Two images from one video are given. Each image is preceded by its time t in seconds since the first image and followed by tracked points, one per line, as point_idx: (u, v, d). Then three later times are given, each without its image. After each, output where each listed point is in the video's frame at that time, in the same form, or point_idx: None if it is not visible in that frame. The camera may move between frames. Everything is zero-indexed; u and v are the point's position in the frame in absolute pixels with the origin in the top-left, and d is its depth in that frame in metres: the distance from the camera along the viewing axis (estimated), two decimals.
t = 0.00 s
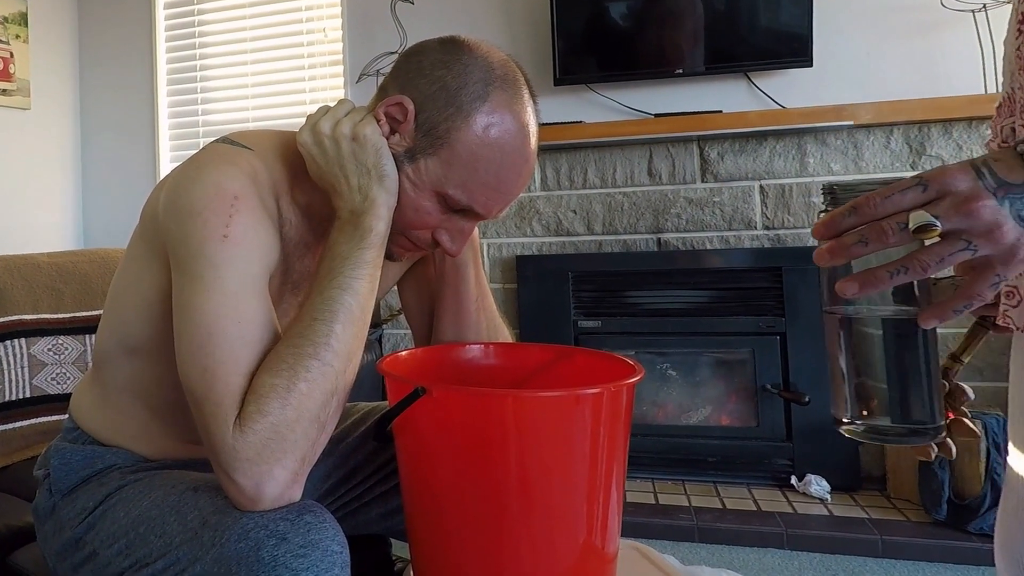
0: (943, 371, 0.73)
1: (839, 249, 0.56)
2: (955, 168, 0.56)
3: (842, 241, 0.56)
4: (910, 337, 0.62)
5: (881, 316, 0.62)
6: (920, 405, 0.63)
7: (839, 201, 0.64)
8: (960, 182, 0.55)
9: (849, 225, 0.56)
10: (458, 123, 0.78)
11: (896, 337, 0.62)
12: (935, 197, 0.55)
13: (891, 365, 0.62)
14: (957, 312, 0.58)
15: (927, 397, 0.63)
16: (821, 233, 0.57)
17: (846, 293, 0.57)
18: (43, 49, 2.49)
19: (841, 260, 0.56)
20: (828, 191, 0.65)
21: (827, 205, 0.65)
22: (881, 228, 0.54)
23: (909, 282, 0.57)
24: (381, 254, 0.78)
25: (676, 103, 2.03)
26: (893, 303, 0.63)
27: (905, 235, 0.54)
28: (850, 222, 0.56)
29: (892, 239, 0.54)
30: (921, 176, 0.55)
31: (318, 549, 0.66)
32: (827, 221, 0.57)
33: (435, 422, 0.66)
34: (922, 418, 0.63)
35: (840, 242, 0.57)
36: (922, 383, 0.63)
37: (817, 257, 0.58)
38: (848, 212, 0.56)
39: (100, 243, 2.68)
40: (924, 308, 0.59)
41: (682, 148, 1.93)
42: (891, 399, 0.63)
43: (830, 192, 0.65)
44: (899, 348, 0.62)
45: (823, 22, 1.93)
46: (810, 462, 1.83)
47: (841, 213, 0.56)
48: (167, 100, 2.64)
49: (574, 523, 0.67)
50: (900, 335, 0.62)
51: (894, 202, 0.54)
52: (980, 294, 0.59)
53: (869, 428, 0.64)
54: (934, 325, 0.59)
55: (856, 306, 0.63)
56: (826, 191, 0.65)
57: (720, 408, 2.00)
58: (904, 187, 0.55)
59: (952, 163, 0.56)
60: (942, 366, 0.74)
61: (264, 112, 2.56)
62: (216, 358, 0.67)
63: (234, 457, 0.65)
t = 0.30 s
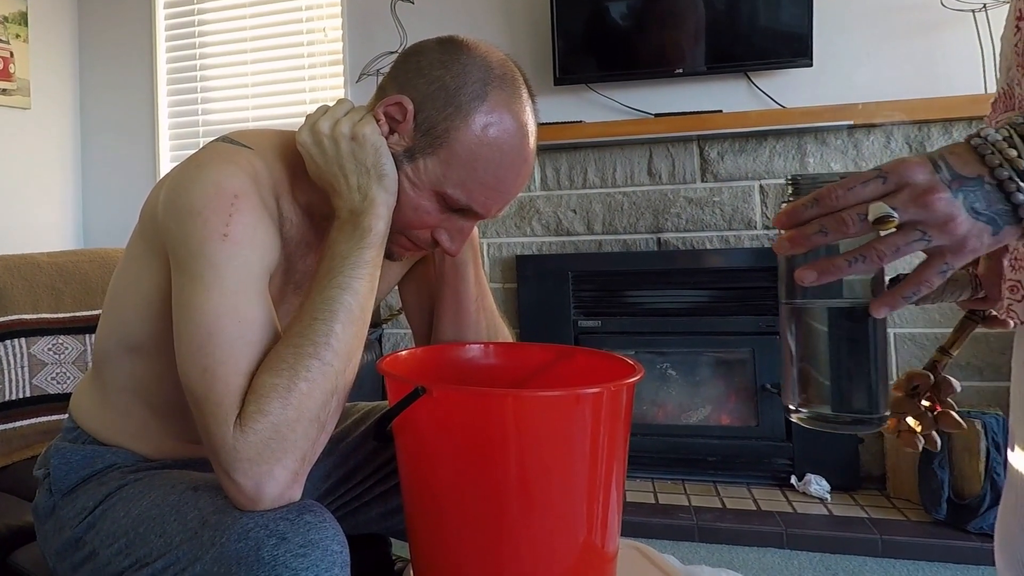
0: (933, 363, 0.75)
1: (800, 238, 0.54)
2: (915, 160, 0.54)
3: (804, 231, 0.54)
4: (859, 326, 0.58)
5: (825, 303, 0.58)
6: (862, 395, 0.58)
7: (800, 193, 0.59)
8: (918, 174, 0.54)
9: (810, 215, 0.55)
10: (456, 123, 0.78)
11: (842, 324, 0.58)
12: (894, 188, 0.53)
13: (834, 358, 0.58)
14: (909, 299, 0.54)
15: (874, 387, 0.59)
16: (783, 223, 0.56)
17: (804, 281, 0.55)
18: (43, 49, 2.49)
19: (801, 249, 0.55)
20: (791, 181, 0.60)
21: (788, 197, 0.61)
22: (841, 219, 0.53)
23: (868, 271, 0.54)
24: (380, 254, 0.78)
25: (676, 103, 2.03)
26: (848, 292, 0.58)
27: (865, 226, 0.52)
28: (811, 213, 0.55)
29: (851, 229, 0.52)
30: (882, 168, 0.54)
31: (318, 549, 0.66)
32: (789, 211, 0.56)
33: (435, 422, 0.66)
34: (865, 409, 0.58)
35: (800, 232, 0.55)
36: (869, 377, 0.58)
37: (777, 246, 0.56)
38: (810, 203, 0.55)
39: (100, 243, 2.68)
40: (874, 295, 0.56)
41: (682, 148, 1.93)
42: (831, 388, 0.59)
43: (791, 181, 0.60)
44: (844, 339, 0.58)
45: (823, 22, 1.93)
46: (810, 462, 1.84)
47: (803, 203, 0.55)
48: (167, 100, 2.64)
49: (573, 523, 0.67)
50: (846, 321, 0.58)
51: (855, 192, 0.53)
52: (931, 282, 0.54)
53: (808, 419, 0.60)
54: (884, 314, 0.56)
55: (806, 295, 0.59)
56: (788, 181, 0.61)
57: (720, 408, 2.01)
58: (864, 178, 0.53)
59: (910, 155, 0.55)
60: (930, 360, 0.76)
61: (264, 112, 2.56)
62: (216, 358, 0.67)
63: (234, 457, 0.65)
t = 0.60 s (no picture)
0: (931, 364, 0.80)
1: (762, 218, 0.58)
2: (873, 142, 0.58)
3: (766, 210, 0.58)
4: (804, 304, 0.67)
5: (776, 283, 0.67)
6: (803, 365, 0.69)
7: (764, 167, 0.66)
8: (876, 156, 0.57)
9: (773, 195, 0.58)
10: (456, 122, 0.78)
11: (789, 303, 0.68)
12: (854, 168, 0.57)
13: (782, 332, 0.68)
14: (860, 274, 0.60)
15: (814, 358, 0.69)
16: (747, 202, 0.60)
17: (765, 258, 0.60)
18: (42, 47, 2.49)
19: (762, 228, 0.59)
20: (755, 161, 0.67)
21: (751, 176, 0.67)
22: (803, 199, 0.57)
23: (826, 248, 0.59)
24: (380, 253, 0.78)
25: (676, 103, 2.03)
26: (799, 271, 0.67)
27: (824, 207, 0.56)
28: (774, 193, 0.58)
29: (811, 210, 0.57)
30: (842, 149, 0.57)
31: (317, 548, 0.66)
32: (752, 190, 0.59)
33: (435, 420, 0.66)
34: (805, 376, 0.69)
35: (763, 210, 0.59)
36: (811, 352, 0.69)
37: (740, 225, 0.60)
38: (773, 183, 0.58)
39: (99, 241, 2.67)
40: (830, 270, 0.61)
41: (682, 148, 1.93)
42: (778, 358, 0.69)
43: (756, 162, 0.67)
44: (792, 317, 0.68)
45: (823, 22, 1.93)
46: (809, 462, 1.84)
47: (766, 183, 0.59)
48: (167, 99, 2.64)
49: (572, 523, 0.67)
50: (792, 301, 0.68)
51: (816, 174, 0.56)
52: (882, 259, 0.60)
53: (755, 384, 0.71)
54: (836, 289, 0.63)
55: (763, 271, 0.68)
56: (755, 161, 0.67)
57: (719, 407, 2.01)
58: (825, 160, 0.56)
59: (869, 137, 0.58)
60: (928, 361, 0.80)
61: (263, 111, 2.56)
62: (216, 356, 0.67)
63: (234, 456, 0.65)
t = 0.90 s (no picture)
0: (920, 358, 0.80)
1: (724, 211, 0.61)
2: (831, 138, 0.59)
3: (729, 204, 0.61)
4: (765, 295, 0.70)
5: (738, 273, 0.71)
6: (764, 356, 0.71)
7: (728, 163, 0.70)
8: (834, 152, 0.58)
9: (735, 189, 0.61)
10: (457, 121, 0.78)
11: (750, 294, 0.71)
12: (811, 164, 0.58)
13: (744, 321, 0.71)
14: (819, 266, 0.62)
15: (775, 350, 0.71)
16: (711, 195, 0.62)
17: (728, 249, 0.62)
18: (42, 46, 2.48)
19: (725, 221, 0.61)
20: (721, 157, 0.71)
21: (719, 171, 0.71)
22: (762, 193, 0.59)
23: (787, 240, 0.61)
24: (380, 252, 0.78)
25: (676, 102, 2.03)
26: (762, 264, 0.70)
27: (783, 200, 0.58)
28: (736, 186, 0.61)
29: (770, 203, 0.59)
30: (802, 145, 0.59)
31: (316, 546, 0.66)
32: (716, 184, 0.62)
33: (435, 419, 0.66)
34: (767, 368, 0.71)
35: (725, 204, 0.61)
36: (772, 343, 0.71)
37: (704, 217, 0.63)
38: (735, 177, 0.61)
39: (99, 239, 2.67)
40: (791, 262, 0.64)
41: (681, 146, 1.93)
42: (740, 348, 0.72)
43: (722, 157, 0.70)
44: (755, 308, 0.70)
45: (823, 21, 1.93)
46: (808, 460, 1.84)
47: (729, 177, 0.61)
48: (166, 97, 2.64)
49: (571, 522, 0.67)
50: (754, 292, 0.71)
51: (775, 169, 0.59)
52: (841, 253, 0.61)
53: (720, 374, 0.73)
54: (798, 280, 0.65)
55: (728, 264, 0.71)
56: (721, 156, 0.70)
57: (718, 406, 2.01)
58: (785, 155, 0.58)
59: (827, 134, 0.59)
60: (918, 355, 0.81)
61: (263, 109, 2.55)
62: (216, 356, 0.67)
63: (234, 455, 0.65)
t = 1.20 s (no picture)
0: (908, 351, 0.82)
1: (727, 218, 0.59)
2: (835, 151, 0.58)
3: (732, 211, 0.59)
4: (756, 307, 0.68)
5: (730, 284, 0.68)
6: (750, 369, 0.70)
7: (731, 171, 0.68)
8: (838, 166, 0.57)
9: (738, 196, 0.59)
10: (457, 119, 0.78)
11: (739, 305, 0.68)
12: (816, 176, 0.57)
13: (731, 333, 0.69)
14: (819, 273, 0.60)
15: (762, 363, 0.70)
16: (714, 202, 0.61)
17: (730, 257, 0.61)
18: (42, 45, 2.48)
19: (728, 228, 0.60)
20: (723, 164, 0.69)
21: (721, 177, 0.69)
22: (768, 202, 0.58)
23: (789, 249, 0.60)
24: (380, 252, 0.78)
25: (676, 101, 2.02)
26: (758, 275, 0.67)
27: (788, 210, 0.57)
28: (740, 193, 0.59)
29: (775, 212, 0.57)
30: (806, 157, 0.58)
31: (314, 545, 0.66)
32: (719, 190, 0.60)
33: (434, 418, 0.66)
34: (750, 379, 0.70)
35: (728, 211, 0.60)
36: (759, 355, 0.69)
37: (705, 223, 0.61)
38: (739, 184, 0.59)
39: (99, 238, 2.67)
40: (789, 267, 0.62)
41: (681, 146, 1.93)
42: (725, 358, 0.70)
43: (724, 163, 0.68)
44: (743, 318, 0.68)
45: (822, 20, 1.93)
46: (808, 459, 1.84)
47: (732, 184, 0.59)
48: (166, 96, 2.64)
49: (571, 521, 0.67)
50: (744, 303, 0.68)
51: (781, 177, 0.57)
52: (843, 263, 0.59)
53: (704, 381, 0.72)
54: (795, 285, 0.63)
55: (722, 273, 0.68)
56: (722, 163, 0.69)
57: (718, 405, 2.00)
58: (790, 165, 0.57)
59: (832, 147, 0.58)
60: (907, 348, 0.83)
61: (262, 108, 2.55)
62: (215, 355, 0.67)
63: (232, 454, 0.65)
